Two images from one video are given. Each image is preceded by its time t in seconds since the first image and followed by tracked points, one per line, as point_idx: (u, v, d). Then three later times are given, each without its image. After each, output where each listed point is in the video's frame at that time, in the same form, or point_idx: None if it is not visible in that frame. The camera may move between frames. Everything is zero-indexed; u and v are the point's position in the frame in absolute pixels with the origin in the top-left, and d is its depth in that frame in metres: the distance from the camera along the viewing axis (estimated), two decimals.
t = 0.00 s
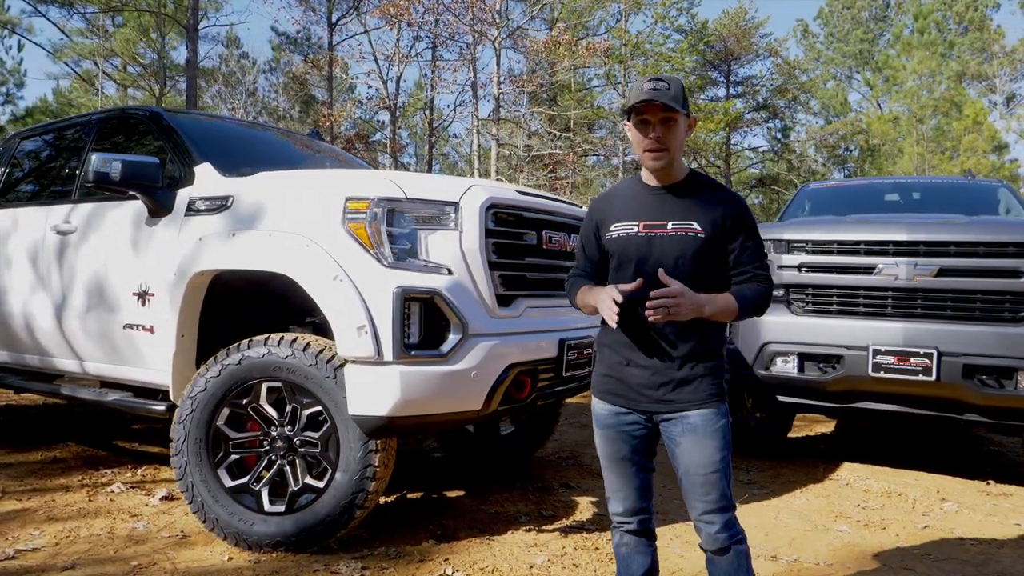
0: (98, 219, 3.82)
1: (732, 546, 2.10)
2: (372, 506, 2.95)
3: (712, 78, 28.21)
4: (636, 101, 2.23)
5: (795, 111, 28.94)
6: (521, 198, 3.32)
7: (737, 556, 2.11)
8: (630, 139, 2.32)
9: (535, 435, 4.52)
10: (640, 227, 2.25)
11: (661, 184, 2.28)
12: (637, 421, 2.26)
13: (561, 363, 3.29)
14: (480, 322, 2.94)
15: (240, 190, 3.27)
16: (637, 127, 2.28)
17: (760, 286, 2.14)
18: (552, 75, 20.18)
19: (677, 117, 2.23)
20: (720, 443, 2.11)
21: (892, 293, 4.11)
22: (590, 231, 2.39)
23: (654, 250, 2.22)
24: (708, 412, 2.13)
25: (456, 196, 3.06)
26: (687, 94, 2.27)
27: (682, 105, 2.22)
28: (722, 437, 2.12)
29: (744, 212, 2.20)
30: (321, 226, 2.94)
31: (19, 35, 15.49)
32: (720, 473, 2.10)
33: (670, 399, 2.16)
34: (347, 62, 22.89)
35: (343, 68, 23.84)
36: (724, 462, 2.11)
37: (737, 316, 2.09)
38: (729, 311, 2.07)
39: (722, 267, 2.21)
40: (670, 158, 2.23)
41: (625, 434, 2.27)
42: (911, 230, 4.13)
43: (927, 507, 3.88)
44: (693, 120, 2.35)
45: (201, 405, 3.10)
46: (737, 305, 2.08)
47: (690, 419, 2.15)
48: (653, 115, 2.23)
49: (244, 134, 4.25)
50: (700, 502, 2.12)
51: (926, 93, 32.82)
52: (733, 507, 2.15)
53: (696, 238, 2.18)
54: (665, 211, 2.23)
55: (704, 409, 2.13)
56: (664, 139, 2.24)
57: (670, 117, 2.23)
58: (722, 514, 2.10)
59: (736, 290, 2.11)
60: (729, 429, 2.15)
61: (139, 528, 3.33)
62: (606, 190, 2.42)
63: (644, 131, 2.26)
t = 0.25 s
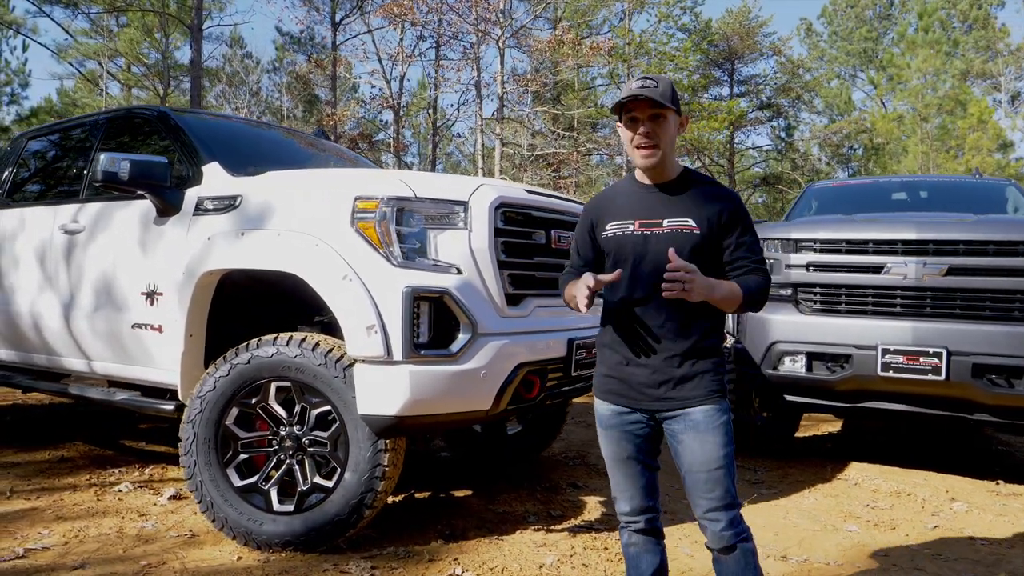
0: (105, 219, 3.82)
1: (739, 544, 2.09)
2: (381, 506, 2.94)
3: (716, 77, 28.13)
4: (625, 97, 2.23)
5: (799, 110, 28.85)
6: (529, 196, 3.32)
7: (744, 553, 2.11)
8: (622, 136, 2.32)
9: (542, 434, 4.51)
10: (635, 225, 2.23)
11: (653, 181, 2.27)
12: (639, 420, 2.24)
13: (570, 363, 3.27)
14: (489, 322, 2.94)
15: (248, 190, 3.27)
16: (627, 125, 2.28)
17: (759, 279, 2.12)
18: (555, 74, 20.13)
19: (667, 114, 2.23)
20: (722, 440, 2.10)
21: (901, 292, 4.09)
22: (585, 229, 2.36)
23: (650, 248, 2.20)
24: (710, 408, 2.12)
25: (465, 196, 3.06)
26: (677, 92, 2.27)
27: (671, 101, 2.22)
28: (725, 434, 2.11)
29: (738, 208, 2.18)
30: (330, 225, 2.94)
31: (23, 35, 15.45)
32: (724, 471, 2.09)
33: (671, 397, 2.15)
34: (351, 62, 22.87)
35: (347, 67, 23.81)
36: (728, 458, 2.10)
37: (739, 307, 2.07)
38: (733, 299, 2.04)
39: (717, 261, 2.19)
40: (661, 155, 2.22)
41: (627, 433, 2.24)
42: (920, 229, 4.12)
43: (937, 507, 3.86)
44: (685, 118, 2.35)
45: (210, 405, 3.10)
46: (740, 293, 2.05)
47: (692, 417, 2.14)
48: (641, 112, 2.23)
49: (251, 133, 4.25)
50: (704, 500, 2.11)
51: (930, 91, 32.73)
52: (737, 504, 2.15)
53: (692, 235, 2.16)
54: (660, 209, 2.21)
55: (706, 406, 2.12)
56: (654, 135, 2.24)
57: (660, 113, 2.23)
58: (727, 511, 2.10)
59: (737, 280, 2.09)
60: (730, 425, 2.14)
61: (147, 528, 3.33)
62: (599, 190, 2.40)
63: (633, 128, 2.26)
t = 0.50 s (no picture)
0: (108, 219, 3.82)
1: (739, 544, 2.07)
2: (385, 506, 2.94)
3: (718, 76, 28.08)
4: (607, 100, 2.21)
5: (801, 109, 28.81)
6: (532, 195, 3.31)
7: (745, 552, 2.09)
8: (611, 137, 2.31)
9: (545, 434, 4.50)
10: (633, 225, 2.22)
11: (644, 182, 2.27)
12: (638, 418, 2.23)
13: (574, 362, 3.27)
14: (493, 321, 2.93)
15: (251, 190, 3.27)
16: (612, 128, 2.28)
17: (758, 267, 2.11)
18: (557, 74, 20.09)
19: (656, 112, 2.21)
20: (722, 436, 2.09)
21: (905, 291, 4.08)
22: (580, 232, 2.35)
23: (647, 248, 2.20)
24: (707, 405, 2.11)
25: (468, 195, 3.05)
26: (663, 91, 2.25)
27: (660, 101, 2.20)
28: (725, 431, 2.10)
29: (733, 205, 2.18)
30: (333, 225, 2.93)
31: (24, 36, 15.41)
32: (723, 468, 2.08)
33: (669, 395, 2.14)
34: (352, 61, 22.84)
35: (348, 67, 23.79)
36: (728, 456, 2.09)
37: (741, 290, 2.06)
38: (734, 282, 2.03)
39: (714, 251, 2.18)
40: (652, 155, 2.21)
41: (628, 432, 2.24)
42: (924, 228, 4.10)
43: (941, 507, 3.85)
44: (674, 117, 2.33)
45: (213, 405, 3.10)
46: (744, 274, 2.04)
47: (691, 414, 2.13)
48: (628, 114, 2.22)
49: (254, 132, 4.24)
50: (704, 499, 2.10)
51: (932, 91, 32.71)
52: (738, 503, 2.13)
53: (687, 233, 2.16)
54: (656, 208, 2.21)
55: (705, 402, 2.11)
56: (640, 135, 2.22)
57: (648, 112, 2.21)
58: (728, 510, 2.08)
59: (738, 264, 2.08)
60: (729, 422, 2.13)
61: (151, 528, 3.33)
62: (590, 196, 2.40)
63: (619, 131, 2.26)
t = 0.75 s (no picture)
0: (104, 219, 3.80)
1: (735, 545, 2.06)
2: (381, 507, 2.93)
3: (716, 76, 28.06)
4: (598, 102, 2.21)
5: (800, 109, 28.80)
6: (529, 195, 3.31)
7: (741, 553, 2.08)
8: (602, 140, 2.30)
9: (542, 434, 4.50)
10: (626, 228, 2.21)
11: (636, 183, 2.26)
12: (636, 417, 2.22)
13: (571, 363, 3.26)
14: (489, 321, 2.92)
15: (247, 189, 3.26)
16: (604, 128, 2.27)
17: (752, 270, 2.11)
18: (556, 73, 20.06)
19: (643, 114, 2.20)
20: (719, 433, 2.08)
21: (903, 291, 4.07)
22: (575, 235, 2.34)
23: (641, 250, 2.19)
24: (705, 404, 2.10)
25: (465, 195, 3.05)
26: (652, 92, 2.24)
27: (647, 102, 2.19)
28: (722, 430, 2.08)
29: (726, 205, 2.17)
30: (329, 225, 2.92)
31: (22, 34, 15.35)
32: (720, 468, 2.07)
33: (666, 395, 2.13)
34: (350, 61, 22.78)
35: (347, 67, 23.75)
36: (725, 455, 2.08)
37: (731, 299, 2.06)
38: (723, 292, 2.03)
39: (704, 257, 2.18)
40: (643, 156, 2.20)
41: (625, 432, 2.23)
42: (922, 228, 4.10)
43: (939, 507, 3.85)
44: (664, 117, 2.32)
45: (209, 405, 3.08)
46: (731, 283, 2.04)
47: (688, 413, 2.12)
48: (616, 115, 2.21)
49: (250, 131, 4.23)
50: (700, 499, 2.09)
51: (930, 91, 32.75)
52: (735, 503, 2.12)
53: (682, 233, 2.15)
54: (649, 209, 2.20)
55: (702, 401, 2.10)
56: (631, 135, 2.21)
57: (636, 114, 2.20)
58: (725, 510, 2.07)
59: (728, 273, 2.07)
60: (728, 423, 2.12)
61: (146, 529, 3.32)
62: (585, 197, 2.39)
63: (610, 131, 2.25)
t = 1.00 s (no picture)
0: (98, 219, 3.79)
1: (727, 552, 2.05)
2: (374, 508, 2.91)
3: (715, 76, 28.03)
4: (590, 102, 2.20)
5: (798, 109, 28.79)
6: (523, 194, 3.30)
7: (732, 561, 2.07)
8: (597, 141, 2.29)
9: (537, 435, 4.49)
10: (623, 229, 2.21)
11: (633, 184, 2.25)
12: (634, 420, 2.21)
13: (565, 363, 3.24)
14: (483, 321, 2.91)
15: (240, 189, 3.24)
16: (598, 129, 2.26)
17: (750, 272, 2.09)
18: (554, 73, 20.02)
19: (637, 113, 2.19)
20: (716, 441, 2.07)
21: (899, 291, 4.07)
22: (575, 238, 2.34)
23: (640, 251, 2.18)
24: (703, 409, 2.08)
25: (459, 195, 3.03)
26: (645, 91, 2.23)
27: (641, 102, 2.18)
28: (719, 435, 2.07)
29: (726, 203, 2.15)
30: (322, 224, 2.91)
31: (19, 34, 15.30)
32: (716, 473, 2.06)
33: (662, 398, 2.12)
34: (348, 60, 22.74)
35: (345, 66, 23.70)
36: (722, 461, 2.07)
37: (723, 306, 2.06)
38: (714, 301, 2.04)
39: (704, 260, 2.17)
40: (637, 155, 2.19)
41: (624, 433, 2.22)
42: (918, 228, 4.09)
43: (934, 507, 3.84)
44: (659, 115, 2.30)
45: (201, 406, 3.07)
46: (722, 291, 2.04)
47: (686, 417, 2.11)
48: (610, 115, 2.20)
49: (245, 131, 4.21)
50: (694, 504, 2.08)
51: (928, 91, 32.80)
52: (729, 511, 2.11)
53: (680, 232, 2.13)
54: (645, 209, 2.19)
55: (701, 406, 2.08)
56: (625, 135, 2.20)
57: (629, 114, 2.19)
58: (717, 517, 2.06)
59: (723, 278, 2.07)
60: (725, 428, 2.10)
61: (139, 530, 3.30)
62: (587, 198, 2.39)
63: (604, 132, 2.24)
